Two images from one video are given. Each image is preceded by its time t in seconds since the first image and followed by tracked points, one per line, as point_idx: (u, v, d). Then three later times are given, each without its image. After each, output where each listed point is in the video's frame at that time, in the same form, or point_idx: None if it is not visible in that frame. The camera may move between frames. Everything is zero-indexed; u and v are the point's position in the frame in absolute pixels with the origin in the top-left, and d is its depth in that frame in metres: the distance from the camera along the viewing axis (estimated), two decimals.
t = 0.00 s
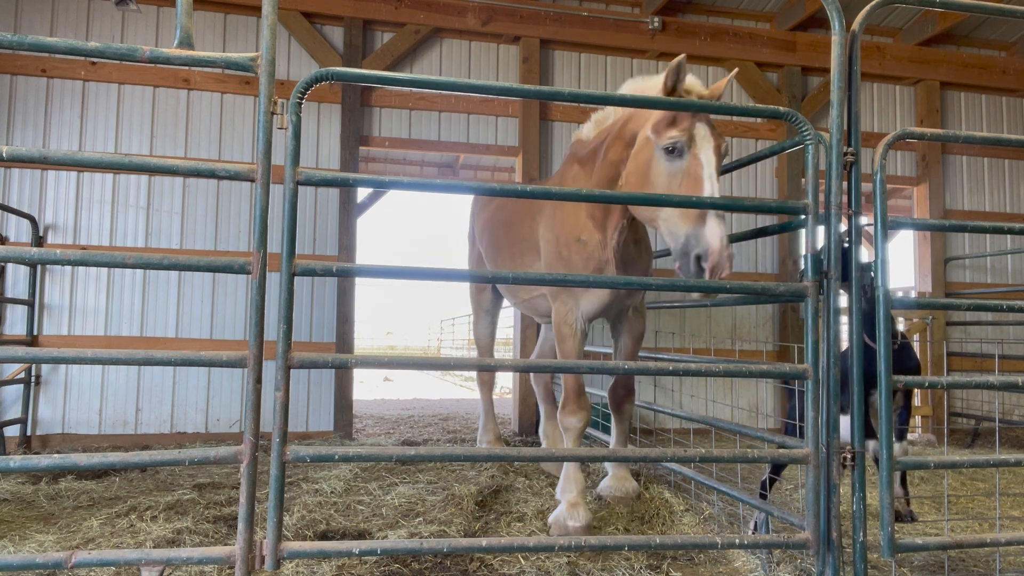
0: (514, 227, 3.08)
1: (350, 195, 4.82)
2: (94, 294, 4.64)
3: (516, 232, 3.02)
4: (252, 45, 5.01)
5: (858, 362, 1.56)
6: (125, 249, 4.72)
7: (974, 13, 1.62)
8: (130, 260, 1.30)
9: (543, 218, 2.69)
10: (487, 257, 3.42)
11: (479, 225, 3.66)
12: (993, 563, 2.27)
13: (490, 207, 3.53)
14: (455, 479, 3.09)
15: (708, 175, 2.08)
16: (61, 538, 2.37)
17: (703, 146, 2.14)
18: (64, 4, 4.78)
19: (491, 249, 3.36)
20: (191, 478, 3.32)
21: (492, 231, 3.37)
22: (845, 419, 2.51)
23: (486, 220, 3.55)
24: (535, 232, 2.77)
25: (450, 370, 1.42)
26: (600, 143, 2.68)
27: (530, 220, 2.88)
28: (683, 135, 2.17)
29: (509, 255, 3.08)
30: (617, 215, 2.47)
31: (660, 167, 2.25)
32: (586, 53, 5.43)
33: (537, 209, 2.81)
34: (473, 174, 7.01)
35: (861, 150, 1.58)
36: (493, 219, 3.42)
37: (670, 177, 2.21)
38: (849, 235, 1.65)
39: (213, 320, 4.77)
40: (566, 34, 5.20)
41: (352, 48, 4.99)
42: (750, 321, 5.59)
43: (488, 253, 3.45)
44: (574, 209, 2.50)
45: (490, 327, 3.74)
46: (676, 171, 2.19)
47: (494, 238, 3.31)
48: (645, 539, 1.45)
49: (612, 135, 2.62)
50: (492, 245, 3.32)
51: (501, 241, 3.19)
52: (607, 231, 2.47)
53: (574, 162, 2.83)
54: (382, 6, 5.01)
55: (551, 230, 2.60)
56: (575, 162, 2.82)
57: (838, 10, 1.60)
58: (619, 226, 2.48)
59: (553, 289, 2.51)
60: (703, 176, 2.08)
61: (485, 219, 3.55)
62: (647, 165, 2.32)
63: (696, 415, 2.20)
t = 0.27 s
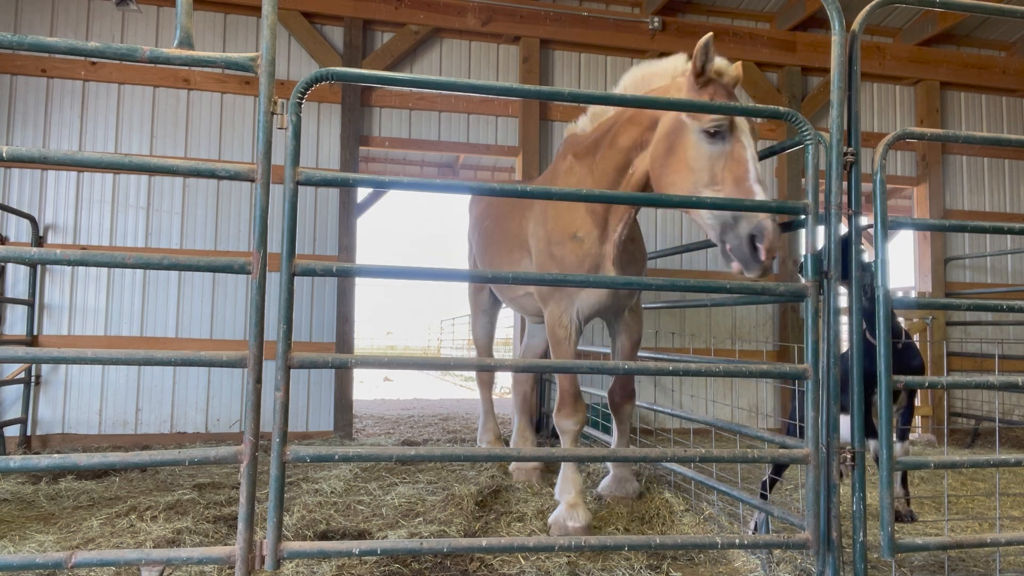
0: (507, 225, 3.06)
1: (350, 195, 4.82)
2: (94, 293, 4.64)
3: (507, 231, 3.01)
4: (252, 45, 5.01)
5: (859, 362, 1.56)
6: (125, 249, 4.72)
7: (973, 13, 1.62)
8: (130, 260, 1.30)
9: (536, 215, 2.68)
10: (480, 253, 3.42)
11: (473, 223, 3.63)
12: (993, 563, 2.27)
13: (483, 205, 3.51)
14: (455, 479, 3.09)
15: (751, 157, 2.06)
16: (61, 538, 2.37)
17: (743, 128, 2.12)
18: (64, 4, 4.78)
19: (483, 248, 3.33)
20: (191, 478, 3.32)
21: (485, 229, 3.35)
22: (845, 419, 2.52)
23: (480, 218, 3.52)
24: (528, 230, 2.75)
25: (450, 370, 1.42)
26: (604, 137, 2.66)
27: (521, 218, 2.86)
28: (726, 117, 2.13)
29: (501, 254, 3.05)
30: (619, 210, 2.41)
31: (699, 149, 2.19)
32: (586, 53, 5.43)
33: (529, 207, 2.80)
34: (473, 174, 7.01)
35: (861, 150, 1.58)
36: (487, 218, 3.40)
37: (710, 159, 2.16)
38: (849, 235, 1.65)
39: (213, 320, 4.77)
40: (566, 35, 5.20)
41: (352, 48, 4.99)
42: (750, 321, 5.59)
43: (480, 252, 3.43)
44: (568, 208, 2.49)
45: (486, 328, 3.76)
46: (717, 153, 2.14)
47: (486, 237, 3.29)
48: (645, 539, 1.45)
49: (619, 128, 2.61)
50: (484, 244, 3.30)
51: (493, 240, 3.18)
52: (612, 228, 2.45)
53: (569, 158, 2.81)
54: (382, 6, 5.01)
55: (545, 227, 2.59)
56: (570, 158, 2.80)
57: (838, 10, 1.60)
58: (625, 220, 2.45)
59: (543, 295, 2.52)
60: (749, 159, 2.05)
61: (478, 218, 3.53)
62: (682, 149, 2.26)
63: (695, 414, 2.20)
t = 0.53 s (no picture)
0: (503, 223, 3.03)
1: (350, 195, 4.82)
2: (94, 294, 4.64)
3: (504, 228, 2.97)
4: (252, 45, 5.01)
5: (859, 362, 1.56)
6: (125, 249, 4.72)
7: (973, 13, 1.62)
8: (130, 260, 1.30)
9: (533, 212, 2.64)
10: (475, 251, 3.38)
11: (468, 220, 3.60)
12: (993, 563, 2.27)
13: (478, 202, 3.47)
14: (456, 479, 3.09)
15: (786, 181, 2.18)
16: (61, 538, 2.37)
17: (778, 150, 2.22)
18: (64, 4, 4.78)
19: (479, 246, 3.30)
20: (191, 478, 3.32)
21: (482, 226, 3.32)
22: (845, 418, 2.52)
23: (476, 215, 3.49)
24: (526, 226, 2.72)
25: (450, 370, 1.42)
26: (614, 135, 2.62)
27: (519, 216, 2.83)
28: (767, 141, 2.20)
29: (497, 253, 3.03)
30: (619, 211, 2.42)
31: (737, 170, 2.25)
32: (586, 53, 5.43)
33: (526, 204, 2.76)
34: (473, 174, 7.01)
35: (861, 151, 1.58)
36: (482, 215, 3.37)
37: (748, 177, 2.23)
38: (849, 235, 1.65)
39: (213, 320, 4.77)
40: (565, 34, 5.20)
41: (352, 48, 4.99)
42: (750, 321, 5.59)
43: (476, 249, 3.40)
44: (567, 207, 2.47)
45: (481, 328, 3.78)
46: (757, 176, 2.22)
47: (481, 234, 3.26)
48: (645, 539, 1.45)
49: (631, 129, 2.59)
50: (479, 241, 3.27)
51: (488, 237, 3.14)
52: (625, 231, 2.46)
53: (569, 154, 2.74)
54: (382, 6, 5.01)
55: (542, 225, 2.55)
56: (571, 154, 2.74)
57: (839, 10, 1.60)
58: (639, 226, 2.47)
59: (540, 296, 2.50)
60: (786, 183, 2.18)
61: (474, 214, 3.50)
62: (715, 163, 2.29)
63: (695, 415, 2.20)
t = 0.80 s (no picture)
0: (501, 222, 3.00)
1: (350, 195, 4.82)
2: (94, 294, 4.64)
3: (503, 227, 2.95)
4: (252, 45, 5.01)
5: (858, 363, 1.56)
6: (125, 249, 4.72)
7: (974, 13, 1.62)
8: (130, 260, 1.30)
9: (534, 211, 2.62)
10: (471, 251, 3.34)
11: (462, 220, 3.56)
12: (993, 563, 2.27)
13: (472, 201, 3.44)
14: (456, 479, 3.09)
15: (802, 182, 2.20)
16: (61, 538, 2.37)
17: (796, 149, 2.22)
18: (63, 4, 4.78)
19: (475, 246, 3.27)
20: (191, 478, 3.32)
21: (477, 227, 3.28)
22: (845, 418, 2.53)
23: (470, 215, 3.45)
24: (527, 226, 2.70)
25: (450, 370, 1.42)
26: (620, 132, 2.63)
27: (519, 215, 2.81)
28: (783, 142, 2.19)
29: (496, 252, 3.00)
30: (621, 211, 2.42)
31: (756, 168, 2.22)
32: (586, 53, 5.43)
33: (527, 203, 2.74)
34: (473, 174, 7.01)
35: (861, 150, 1.58)
36: (476, 215, 3.34)
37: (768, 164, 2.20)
38: (849, 235, 1.65)
39: (213, 320, 4.77)
40: (565, 34, 5.20)
41: (352, 47, 5.00)
42: (750, 321, 5.59)
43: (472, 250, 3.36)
44: (567, 207, 2.47)
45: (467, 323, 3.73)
46: (776, 174, 2.19)
47: (477, 234, 3.23)
48: (645, 539, 1.45)
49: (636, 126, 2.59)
50: (475, 241, 3.23)
51: (486, 237, 3.12)
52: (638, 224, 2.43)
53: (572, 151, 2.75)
54: (382, 6, 5.01)
55: (543, 224, 2.53)
56: (574, 151, 2.74)
57: (839, 10, 1.60)
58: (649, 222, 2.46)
59: (542, 296, 2.48)
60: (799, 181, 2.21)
61: (467, 214, 3.46)
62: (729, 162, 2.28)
63: (696, 415, 2.20)
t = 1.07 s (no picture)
0: (498, 223, 2.93)
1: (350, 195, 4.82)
2: (94, 294, 4.64)
3: (501, 228, 2.88)
4: (252, 45, 5.01)
5: (859, 363, 1.56)
6: (124, 249, 4.72)
7: (973, 13, 1.62)
8: (130, 260, 1.30)
9: (536, 211, 2.59)
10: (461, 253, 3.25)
11: (450, 222, 3.45)
12: (993, 563, 2.27)
13: (462, 203, 3.35)
14: (456, 479, 3.09)
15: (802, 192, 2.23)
16: (61, 538, 2.37)
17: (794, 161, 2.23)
18: (63, 4, 4.78)
19: (468, 248, 3.18)
20: (191, 478, 3.32)
21: (470, 229, 3.20)
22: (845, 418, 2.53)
23: (460, 216, 3.36)
24: (530, 226, 2.66)
25: (450, 370, 1.42)
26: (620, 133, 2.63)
27: (519, 215, 2.75)
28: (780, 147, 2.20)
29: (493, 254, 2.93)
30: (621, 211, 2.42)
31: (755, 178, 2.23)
32: (586, 52, 5.43)
33: (530, 204, 2.69)
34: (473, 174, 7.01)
35: (861, 151, 1.58)
36: (467, 217, 3.25)
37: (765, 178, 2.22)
38: (849, 235, 1.65)
39: (213, 320, 4.77)
40: (565, 35, 5.20)
41: (352, 48, 5.00)
42: (750, 321, 5.59)
43: (463, 253, 3.27)
44: (567, 207, 2.46)
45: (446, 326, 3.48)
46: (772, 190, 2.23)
47: (470, 236, 3.14)
48: (645, 539, 1.45)
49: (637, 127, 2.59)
50: (468, 243, 3.14)
51: (480, 238, 3.03)
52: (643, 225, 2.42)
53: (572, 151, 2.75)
54: (382, 6, 5.01)
55: (547, 225, 2.50)
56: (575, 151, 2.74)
57: (839, 10, 1.60)
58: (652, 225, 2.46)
59: (547, 295, 2.48)
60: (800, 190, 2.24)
61: (456, 216, 3.37)
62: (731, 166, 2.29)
63: (696, 415, 2.20)
